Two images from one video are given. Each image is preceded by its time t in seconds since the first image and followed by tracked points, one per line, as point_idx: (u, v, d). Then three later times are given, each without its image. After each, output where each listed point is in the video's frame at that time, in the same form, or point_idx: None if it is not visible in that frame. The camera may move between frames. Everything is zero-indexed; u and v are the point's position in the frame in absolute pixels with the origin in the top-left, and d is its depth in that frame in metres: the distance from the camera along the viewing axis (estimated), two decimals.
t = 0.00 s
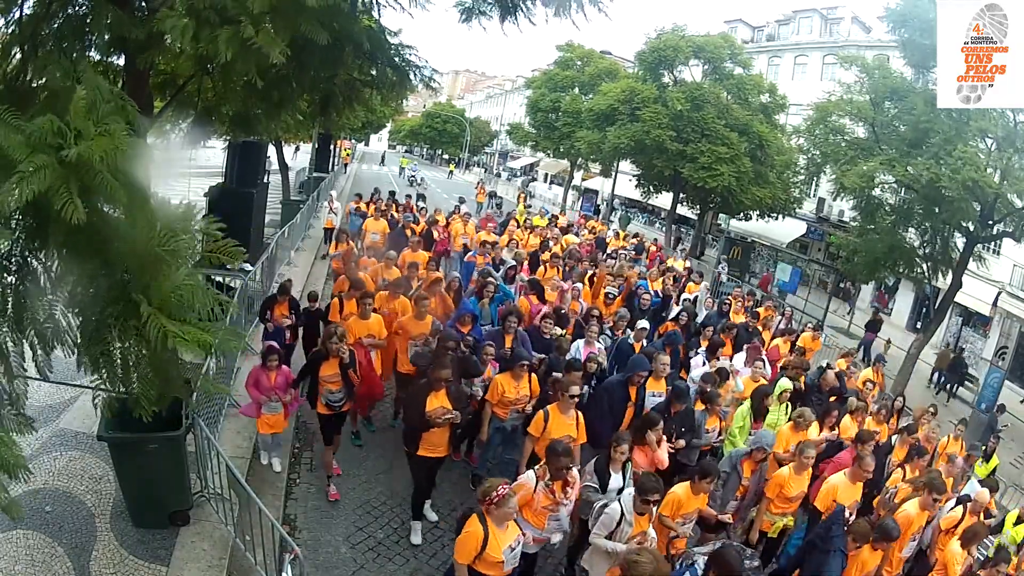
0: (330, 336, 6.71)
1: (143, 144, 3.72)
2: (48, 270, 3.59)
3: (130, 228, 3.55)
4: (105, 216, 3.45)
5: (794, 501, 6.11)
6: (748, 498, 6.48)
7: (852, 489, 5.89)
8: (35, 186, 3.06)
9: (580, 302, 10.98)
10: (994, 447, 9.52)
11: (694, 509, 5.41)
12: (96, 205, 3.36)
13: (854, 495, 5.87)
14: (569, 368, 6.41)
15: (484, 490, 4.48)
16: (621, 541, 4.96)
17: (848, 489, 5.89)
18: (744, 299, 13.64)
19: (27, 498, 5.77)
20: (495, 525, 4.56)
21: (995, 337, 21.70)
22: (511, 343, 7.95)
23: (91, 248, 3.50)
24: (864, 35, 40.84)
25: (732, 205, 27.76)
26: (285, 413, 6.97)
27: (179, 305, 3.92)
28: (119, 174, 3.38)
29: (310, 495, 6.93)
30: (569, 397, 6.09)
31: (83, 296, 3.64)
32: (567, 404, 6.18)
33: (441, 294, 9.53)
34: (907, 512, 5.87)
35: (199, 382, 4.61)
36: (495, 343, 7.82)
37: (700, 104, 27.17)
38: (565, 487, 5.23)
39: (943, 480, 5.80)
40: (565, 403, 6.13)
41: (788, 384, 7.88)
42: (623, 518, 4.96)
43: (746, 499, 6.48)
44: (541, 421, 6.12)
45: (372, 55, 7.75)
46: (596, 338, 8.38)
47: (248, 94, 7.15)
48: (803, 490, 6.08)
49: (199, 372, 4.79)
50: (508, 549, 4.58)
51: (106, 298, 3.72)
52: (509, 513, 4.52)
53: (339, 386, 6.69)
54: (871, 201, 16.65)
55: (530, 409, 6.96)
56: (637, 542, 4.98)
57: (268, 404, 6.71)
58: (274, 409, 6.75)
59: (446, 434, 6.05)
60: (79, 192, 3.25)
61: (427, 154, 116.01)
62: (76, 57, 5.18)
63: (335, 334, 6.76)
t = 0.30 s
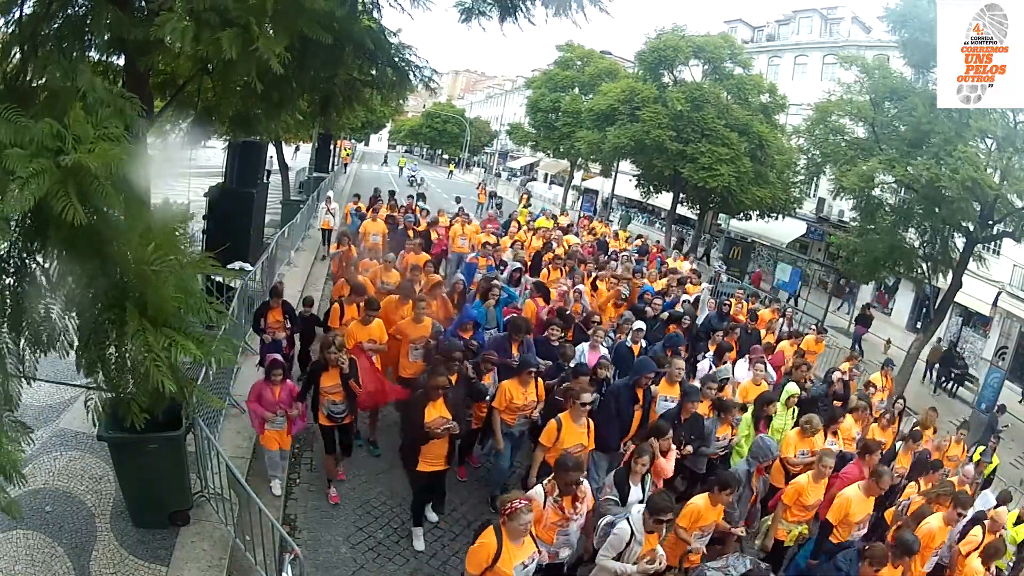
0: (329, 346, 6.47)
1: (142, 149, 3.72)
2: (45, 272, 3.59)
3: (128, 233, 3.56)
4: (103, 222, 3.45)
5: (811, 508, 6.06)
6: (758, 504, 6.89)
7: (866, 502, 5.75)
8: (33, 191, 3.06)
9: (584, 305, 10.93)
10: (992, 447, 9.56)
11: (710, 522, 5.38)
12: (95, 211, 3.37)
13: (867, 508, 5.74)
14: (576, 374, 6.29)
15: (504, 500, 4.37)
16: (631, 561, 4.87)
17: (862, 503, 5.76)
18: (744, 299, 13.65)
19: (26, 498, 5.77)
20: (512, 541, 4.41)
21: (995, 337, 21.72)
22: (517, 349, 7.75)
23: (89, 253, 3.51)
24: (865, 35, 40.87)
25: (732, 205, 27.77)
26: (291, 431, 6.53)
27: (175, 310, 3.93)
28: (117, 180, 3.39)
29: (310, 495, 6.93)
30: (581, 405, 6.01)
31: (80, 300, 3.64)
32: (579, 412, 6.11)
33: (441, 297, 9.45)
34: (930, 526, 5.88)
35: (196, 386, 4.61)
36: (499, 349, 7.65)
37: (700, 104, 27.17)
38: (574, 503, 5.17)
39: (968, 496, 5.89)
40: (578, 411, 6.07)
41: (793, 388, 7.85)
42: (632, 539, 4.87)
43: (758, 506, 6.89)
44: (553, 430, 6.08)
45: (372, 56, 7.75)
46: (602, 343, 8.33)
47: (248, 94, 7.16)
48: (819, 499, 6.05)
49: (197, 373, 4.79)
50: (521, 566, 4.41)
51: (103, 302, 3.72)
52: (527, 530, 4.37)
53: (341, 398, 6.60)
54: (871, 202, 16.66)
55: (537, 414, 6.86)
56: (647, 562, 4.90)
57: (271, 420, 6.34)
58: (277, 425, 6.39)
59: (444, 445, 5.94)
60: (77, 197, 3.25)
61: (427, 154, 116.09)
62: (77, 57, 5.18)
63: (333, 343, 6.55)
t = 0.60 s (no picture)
0: (338, 358, 6.32)
1: (141, 148, 3.74)
2: (45, 271, 3.59)
3: (126, 231, 3.56)
4: (102, 219, 3.46)
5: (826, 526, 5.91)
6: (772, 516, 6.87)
7: (892, 519, 5.76)
8: (31, 188, 3.06)
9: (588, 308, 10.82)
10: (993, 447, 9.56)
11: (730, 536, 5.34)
12: (94, 209, 3.38)
13: (894, 526, 5.74)
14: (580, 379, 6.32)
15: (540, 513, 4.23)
16: None
17: (887, 520, 5.76)
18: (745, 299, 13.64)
19: (26, 498, 5.76)
20: (547, 556, 4.23)
21: (995, 337, 21.73)
22: (528, 355, 7.61)
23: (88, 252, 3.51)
24: (865, 35, 40.88)
25: (732, 205, 27.77)
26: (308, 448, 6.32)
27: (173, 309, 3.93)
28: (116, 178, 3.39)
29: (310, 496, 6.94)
30: (588, 419, 5.85)
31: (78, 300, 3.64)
32: (586, 426, 5.95)
33: (448, 302, 9.31)
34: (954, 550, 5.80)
35: (196, 387, 4.60)
36: (508, 356, 7.54)
37: (700, 104, 27.17)
38: (597, 517, 5.08)
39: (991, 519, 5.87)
40: (585, 425, 5.92)
41: (797, 394, 7.79)
42: (654, 559, 4.73)
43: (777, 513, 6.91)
44: (560, 444, 5.93)
45: (373, 56, 7.76)
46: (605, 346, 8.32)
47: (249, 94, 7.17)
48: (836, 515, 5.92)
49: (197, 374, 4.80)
50: None
51: (101, 301, 3.72)
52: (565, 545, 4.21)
53: (348, 410, 6.46)
54: (871, 202, 16.67)
55: (541, 422, 6.79)
56: None
57: (287, 442, 6.06)
58: (294, 446, 6.12)
59: (443, 451, 5.81)
60: (75, 195, 3.26)
61: (427, 154, 116.13)
62: (77, 57, 5.19)
63: (342, 354, 6.41)
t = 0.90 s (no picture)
0: (359, 372, 6.01)
1: (140, 147, 3.75)
2: (43, 271, 3.58)
3: (124, 230, 3.55)
4: (101, 217, 3.46)
5: (838, 541, 5.80)
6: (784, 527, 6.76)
7: (910, 537, 5.68)
8: (29, 187, 3.06)
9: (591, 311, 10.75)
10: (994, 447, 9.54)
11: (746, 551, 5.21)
12: (92, 208, 3.38)
13: (912, 543, 5.67)
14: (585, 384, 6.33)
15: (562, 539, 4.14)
16: None
17: (905, 538, 5.69)
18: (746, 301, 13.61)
19: (26, 498, 5.76)
20: None
21: (995, 337, 21.73)
22: (534, 362, 7.58)
23: (86, 251, 3.51)
24: (865, 34, 40.87)
25: (732, 205, 27.76)
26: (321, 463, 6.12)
27: (170, 309, 3.90)
28: (113, 178, 3.38)
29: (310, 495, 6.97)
30: (603, 428, 5.75)
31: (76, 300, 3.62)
32: (600, 436, 5.86)
33: (451, 306, 9.31)
34: (973, 565, 5.71)
35: (195, 387, 4.58)
36: (514, 364, 7.52)
37: (700, 104, 27.17)
38: (615, 529, 5.04)
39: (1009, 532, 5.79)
40: (599, 435, 5.82)
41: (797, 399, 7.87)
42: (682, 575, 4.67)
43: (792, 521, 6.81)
44: (573, 454, 5.82)
45: (373, 56, 7.77)
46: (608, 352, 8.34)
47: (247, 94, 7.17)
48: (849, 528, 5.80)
49: (196, 374, 4.81)
50: None
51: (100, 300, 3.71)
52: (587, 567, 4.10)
53: (366, 423, 6.25)
54: (871, 202, 16.68)
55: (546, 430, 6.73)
56: None
57: (303, 457, 5.85)
58: (310, 461, 5.92)
59: (448, 459, 5.76)
60: (73, 195, 3.25)
61: (427, 155, 116.10)
62: (77, 58, 5.18)
63: (364, 368, 6.06)
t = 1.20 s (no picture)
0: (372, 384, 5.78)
1: (141, 146, 3.76)
2: (45, 269, 3.59)
3: (123, 229, 3.54)
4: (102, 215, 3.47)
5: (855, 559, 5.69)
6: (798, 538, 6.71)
7: (927, 555, 5.63)
8: (30, 184, 3.07)
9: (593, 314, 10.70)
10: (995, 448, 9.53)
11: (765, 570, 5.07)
12: (93, 206, 3.38)
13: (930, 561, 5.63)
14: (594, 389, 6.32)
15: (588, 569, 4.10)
16: None
17: (923, 558, 5.64)
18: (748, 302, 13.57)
19: (26, 499, 5.76)
20: None
21: (995, 337, 21.72)
22: (539, 368, 7.51)
23: (86, 250, 3.51)
24: (865, 35, 40.86)
25: (732, 205, 27.75)
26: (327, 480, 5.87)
27: (170, 311, 3.86)
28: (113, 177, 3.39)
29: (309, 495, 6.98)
30: (625, 438, 5.71)
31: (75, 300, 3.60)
32: (622, 445, 5.82)
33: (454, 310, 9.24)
34: None
35: (194, 390, 4.55)
36: (520, 371, 7.43)
37: (700, 104, 27.15)
38: (628, 548, 4.90)
39: None
40: (621, 446, 5.78)
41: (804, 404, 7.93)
42: None
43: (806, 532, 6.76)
44: (595, 464, 5.79)
45: (372, 56, 7.77)
46: (616, 357, 8.27)
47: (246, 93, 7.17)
48: (867, 547, 5.70)
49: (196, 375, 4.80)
50: None
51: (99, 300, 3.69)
52: None
53: (377, 434, 5.94)
54: (871, 202, 16.68)
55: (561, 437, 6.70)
56: None
57: (308, 479, 5.61)
58: (315, 483, 5.67)
59: (464, 468, 5.72)
60: (74, 192, 3.26)
61: (427, 155, 116.06)
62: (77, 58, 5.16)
63: (377, 380, 5.82)
